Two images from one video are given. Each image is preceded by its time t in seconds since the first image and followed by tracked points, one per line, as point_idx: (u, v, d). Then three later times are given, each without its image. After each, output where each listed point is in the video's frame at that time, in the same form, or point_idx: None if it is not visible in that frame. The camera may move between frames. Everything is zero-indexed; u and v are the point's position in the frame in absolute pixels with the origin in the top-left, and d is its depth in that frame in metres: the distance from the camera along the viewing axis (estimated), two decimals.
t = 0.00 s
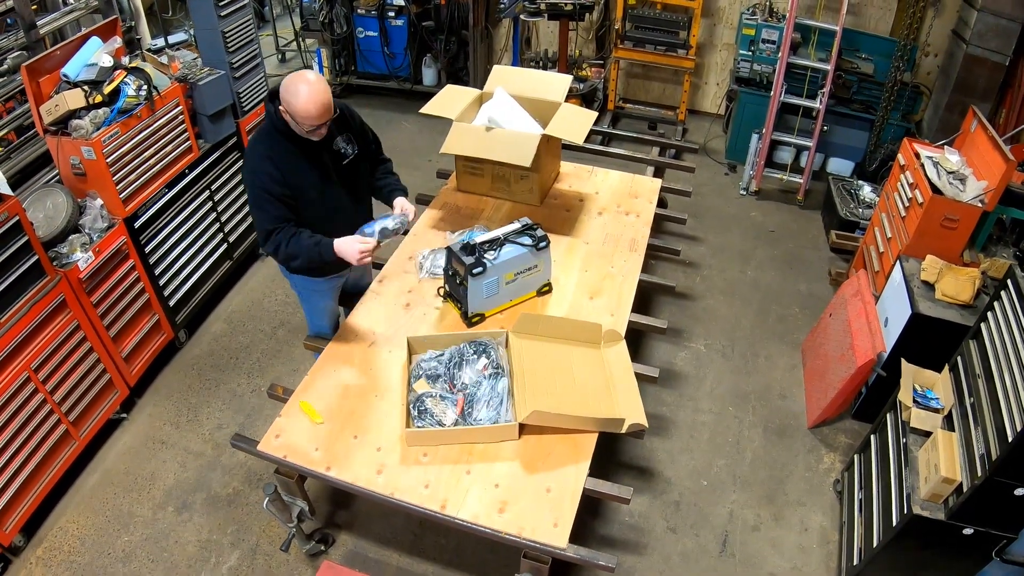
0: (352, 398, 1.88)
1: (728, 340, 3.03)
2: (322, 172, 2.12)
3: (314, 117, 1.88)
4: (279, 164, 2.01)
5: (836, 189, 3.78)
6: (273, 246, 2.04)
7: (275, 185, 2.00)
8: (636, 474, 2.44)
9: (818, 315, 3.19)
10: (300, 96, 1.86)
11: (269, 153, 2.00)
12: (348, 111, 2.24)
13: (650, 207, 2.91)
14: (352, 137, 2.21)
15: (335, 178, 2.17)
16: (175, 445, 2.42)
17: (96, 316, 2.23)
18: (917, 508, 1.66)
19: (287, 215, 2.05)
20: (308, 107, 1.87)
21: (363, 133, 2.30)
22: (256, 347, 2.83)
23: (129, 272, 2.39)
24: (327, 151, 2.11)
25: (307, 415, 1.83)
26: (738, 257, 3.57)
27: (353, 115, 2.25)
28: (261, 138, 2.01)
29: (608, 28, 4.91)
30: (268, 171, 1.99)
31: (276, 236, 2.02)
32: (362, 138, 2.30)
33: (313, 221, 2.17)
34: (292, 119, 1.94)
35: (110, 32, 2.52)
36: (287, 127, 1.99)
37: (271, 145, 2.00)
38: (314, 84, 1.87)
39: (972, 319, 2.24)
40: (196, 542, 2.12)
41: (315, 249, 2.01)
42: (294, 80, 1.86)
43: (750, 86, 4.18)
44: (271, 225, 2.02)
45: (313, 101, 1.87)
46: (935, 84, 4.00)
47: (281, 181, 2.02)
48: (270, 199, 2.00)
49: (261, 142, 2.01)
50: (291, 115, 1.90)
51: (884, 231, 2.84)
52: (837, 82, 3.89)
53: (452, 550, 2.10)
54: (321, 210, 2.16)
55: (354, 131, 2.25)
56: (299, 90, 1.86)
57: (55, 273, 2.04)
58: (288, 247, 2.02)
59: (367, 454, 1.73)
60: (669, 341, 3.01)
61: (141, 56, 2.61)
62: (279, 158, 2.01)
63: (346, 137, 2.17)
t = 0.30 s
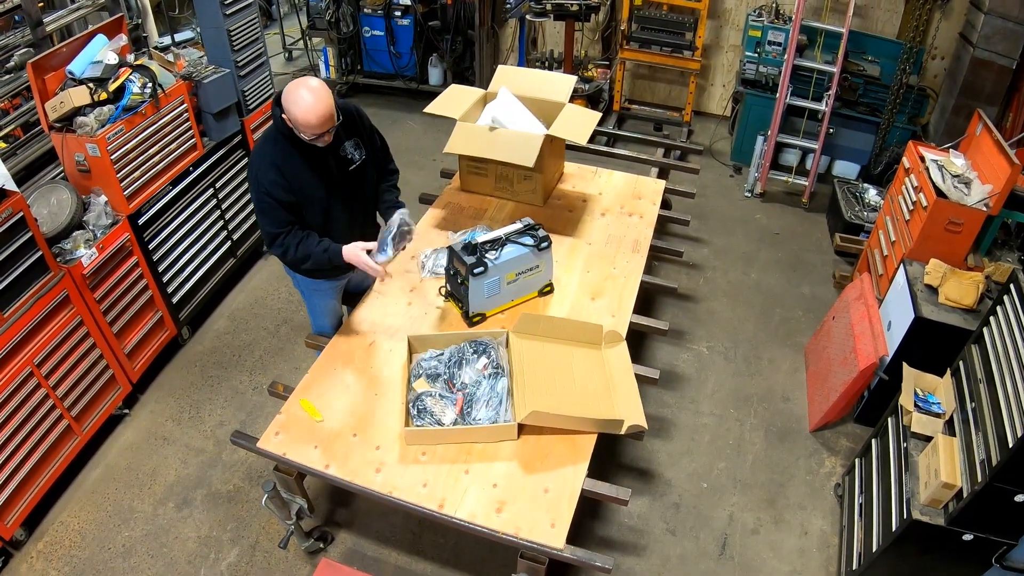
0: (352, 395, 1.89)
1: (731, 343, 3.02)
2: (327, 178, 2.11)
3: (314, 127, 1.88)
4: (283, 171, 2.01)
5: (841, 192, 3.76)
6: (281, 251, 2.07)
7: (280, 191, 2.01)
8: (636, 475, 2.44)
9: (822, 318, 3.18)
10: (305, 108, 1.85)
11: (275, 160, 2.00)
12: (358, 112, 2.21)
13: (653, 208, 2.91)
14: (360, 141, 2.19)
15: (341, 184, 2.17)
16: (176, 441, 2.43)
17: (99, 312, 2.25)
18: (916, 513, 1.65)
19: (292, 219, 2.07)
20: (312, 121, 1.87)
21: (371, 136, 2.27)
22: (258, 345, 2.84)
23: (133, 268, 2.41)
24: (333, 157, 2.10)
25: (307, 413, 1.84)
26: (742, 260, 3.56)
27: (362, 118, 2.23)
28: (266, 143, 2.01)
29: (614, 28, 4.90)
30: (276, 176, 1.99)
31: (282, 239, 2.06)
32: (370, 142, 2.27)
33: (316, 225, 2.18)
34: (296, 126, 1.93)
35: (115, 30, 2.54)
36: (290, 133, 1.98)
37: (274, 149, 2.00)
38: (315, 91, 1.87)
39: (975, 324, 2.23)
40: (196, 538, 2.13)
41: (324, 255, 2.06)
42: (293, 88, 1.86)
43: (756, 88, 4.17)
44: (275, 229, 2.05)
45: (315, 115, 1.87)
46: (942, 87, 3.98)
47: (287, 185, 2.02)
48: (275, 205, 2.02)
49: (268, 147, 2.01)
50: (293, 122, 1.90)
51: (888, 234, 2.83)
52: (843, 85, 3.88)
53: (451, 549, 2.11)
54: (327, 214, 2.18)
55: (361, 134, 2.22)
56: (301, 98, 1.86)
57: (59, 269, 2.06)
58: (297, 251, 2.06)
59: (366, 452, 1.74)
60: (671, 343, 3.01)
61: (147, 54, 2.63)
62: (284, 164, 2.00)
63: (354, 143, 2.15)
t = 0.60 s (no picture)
0: (353, 394, 1.89)
1: (733, 345, 3.02)
2: (330, 189, 2.13)
3: (332, 144, 1.89)
4: (291, 181, 2.00)
5: (846, 195, 3.75)
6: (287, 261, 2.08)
7: (287, 202, 2.01)
8: (636, 477, 2.44)
9: (825, 322, 3.17)
10: (318, 123, 1.84)
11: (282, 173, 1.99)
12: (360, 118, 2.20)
13: (657, 210, 2.90)
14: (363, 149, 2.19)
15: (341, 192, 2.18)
16: (178, 437, 2.44)
17: (103, 308, 2.26)
18: (915, 518, 1.65)
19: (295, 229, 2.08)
20: (328, 135, 1.86)
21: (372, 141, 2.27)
22: (261, 342, 2.85)
23: (136, 265, 2.42)
24: (336, 167, 2.10)
25: (307, 411, 1.84)
26: (747, 262, 3.55)
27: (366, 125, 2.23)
28: (269, 154, 1.99)
29: (620, 29, 4.88)
30: (285, 187, 1.98)
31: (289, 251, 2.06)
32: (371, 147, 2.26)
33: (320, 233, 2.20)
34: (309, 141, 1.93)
35: (121, 28, 2.56)
36: (297, 144, 1.98)
37: (284, 162, 1.98)
38: (328, 105, 1.86)
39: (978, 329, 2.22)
40: (196, 534, 2.14)
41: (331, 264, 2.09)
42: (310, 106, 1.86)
43: (762, 90, 4.15)
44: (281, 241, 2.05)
45: (330, 133, 1.86)
46: (949, 90, 3.96)
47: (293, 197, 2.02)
48: (281, 216, 2.01)
49: (273, 158, 1.99)
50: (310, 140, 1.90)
51: (893, 237, 2.81)
52: (849, 88, 3.86)
53: (450, 549, 2.11)
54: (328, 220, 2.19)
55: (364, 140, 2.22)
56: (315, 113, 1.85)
57: (62, 265, 2.07)
58: (302, 260, 2.08)
59: (366, 450, 1.74)
60: (674, 344, 3.00)
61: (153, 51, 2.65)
62: (293, 175, 2.00)
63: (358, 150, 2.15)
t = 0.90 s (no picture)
0: (352, 392, 1.90)
1: (736, 347, 3.01)
2: (338, 173, 2.12)
3: (340, 118, 1.90)
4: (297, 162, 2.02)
5: (851, 198, 3.73)
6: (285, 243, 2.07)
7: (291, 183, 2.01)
8: (636, 479, 2.43)
9: (828, 325, 3.16)
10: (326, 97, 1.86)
11: (288, 154, 2.01)
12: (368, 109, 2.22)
13: (660, 211, 2.89)
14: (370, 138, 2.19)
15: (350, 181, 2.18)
16: (180, 433, 2.46)
17: (106, 304, 2.28)
18: (914, 524, 1.64)
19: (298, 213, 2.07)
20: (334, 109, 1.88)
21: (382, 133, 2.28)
22: (263, 340, 2.86)
23: (140, 262, 2.43)
24: (345, 154, 2.11)
25: (307, 408, 1.85)
26: (751, 265, 3.54)
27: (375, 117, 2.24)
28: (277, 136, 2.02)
29: (626, 30, 4.89)
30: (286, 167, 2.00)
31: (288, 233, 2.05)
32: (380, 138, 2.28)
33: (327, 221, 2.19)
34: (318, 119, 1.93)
35: (127, 25, 2.56)
36: (304, 124, 2.01)
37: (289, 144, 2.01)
38: (337, 84, 1.88)
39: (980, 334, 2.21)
40: (196, 530, 2.15)
41: (322, 248, 2.04)
42: (318, 80, 1.87)
43: (767, 92, 4.14)
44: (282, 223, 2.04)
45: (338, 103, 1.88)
46: (956, 94, 3.94)
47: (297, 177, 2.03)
48: (285, 197, 2.01)
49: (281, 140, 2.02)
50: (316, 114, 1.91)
51: (897, 240, 2.80)
52: (855, 90, 3.85)
53: (448, 548, 2.11)
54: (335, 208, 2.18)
55: (373, 131, 2.23)
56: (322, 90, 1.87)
57: (65, 261, 2.08)
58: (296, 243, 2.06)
59: (365, 448, 1.75)
60: (676, 346, 3.00)
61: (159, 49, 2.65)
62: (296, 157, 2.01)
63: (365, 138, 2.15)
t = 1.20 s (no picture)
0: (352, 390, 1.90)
1: (739, 350, 3.00)
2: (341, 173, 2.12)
3: (350, 116, 1.90)
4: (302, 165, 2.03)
5: (856, 201, 3.71)
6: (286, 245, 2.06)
7: (295, 185, 2.02)
8: (635, 480, 2.43)
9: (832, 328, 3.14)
10: (336, 99, 1.87)
11: (294, 155, 2.02)
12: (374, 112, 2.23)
13: (663, 212, 2.89)
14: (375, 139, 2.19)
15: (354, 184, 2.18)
16: (182, 430, 2.47)
17: (109, 300, 2.29)
18: (913, 529, 1.63)
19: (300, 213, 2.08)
20: (343, 111, 1.89)
21: (386, 135, 2.29)
22: (266, 338, 2.87)
23: (144, 258, 2.45)
24: (350, 154, 2.11)
25: (307, 406, 1.86)
26: (754, 267, 3.53)
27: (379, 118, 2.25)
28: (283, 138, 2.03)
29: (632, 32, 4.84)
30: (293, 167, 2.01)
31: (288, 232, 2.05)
32: (384, 140, 2.29)
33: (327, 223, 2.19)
34: (325, 119, 1.95)
35: (133, 23, 2.57)
36: (313, 127, 2.02)
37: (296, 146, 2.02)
38: (346, 84, 1.88)
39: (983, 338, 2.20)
40: (196, 526, 2.16)
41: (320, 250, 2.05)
42: (325, 81, 1.87)
43: (774, 94, 4.12)
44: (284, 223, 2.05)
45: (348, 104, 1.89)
46: (962, 97, 3.92)
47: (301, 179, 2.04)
48: (288, 198, 2.02)
49: (289, 143, 2.03)
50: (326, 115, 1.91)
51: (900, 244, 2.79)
52: (861, 93, 3.82)
53: (447, 547, 2.11)
54: (339, 209, 2.19)
55: (377, 132, 2.23)
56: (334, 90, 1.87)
57: (69, 257, 2.10)
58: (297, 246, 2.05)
59: (363, 447, 1.75)
60: (679, 348, 2.99)
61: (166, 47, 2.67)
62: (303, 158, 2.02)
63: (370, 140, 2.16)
